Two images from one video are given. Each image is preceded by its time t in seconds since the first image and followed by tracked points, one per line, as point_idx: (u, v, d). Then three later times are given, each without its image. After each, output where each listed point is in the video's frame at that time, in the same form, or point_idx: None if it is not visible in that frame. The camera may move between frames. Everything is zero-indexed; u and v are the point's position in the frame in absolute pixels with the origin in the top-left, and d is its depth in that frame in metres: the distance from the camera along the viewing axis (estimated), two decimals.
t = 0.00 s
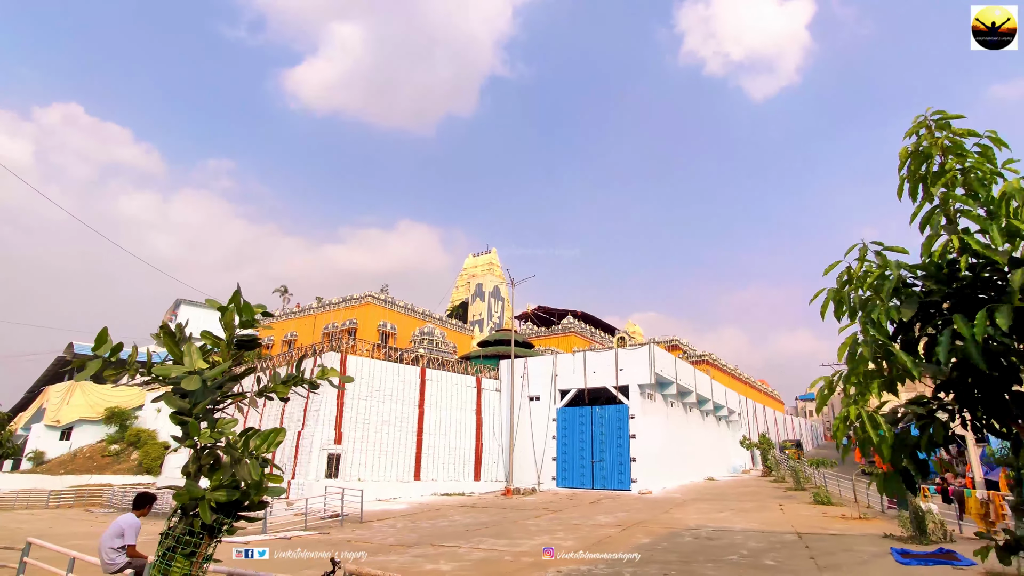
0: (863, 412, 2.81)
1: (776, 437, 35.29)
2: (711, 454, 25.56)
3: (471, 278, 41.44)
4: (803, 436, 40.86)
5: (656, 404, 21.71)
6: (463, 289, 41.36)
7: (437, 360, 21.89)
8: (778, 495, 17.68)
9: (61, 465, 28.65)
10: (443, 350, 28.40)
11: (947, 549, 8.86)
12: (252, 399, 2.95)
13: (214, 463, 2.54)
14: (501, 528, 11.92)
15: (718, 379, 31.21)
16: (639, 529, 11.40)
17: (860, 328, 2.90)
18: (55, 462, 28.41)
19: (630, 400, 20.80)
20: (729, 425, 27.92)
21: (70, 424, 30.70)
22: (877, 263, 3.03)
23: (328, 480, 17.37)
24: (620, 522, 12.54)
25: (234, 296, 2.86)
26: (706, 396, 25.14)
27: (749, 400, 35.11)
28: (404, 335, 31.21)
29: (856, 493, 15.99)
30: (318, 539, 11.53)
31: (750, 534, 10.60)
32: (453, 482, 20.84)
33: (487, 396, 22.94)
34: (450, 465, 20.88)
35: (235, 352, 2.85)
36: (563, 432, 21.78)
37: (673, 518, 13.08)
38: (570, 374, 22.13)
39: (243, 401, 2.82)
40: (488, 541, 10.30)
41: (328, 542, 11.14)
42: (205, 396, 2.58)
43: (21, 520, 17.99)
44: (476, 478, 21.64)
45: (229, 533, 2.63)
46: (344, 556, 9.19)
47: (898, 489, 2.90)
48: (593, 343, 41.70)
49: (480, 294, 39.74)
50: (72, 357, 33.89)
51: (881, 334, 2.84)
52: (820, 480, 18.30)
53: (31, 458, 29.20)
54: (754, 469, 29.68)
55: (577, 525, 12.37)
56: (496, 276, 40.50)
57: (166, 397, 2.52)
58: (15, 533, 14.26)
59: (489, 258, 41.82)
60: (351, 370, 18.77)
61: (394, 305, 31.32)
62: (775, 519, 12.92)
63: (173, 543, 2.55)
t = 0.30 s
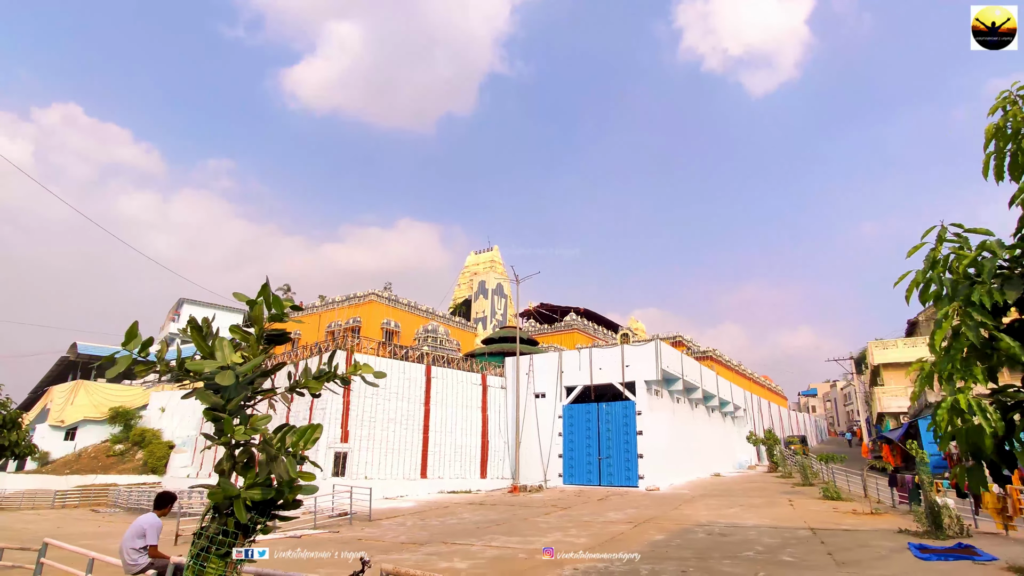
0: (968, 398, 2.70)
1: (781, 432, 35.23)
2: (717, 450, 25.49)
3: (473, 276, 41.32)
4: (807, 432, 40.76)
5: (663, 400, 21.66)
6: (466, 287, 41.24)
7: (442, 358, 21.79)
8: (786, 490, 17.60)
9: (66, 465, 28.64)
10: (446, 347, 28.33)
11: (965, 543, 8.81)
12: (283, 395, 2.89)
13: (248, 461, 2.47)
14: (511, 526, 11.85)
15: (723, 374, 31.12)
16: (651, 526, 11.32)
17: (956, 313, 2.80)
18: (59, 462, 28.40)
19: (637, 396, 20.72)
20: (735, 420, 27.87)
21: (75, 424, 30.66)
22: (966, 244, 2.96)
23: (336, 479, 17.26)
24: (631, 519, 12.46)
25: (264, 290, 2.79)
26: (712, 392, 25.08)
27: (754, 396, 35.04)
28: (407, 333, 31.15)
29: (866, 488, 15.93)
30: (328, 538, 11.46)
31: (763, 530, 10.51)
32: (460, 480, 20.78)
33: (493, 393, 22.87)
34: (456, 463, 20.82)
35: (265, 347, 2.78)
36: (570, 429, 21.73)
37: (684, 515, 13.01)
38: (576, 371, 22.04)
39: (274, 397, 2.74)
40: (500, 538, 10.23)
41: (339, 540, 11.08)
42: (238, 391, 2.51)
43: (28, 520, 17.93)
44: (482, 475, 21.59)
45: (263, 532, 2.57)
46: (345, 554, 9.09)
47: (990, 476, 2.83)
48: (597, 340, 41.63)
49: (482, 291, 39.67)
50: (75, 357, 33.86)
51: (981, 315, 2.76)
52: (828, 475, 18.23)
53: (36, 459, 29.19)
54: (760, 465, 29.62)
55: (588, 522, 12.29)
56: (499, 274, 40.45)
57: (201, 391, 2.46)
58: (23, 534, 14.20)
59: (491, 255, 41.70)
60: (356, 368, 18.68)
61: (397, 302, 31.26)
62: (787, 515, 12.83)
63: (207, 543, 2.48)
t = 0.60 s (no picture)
0: None
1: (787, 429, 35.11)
2: (723, 446, 25.42)
3: (477, 273, 41.15)
4: (812, 428, 40.63)
5: (670, 396, 21.61)
6: (469, 284, 41.07)
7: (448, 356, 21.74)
8: (795, 487, 17.49)
9: (72, 464, 28.68)
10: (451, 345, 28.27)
11: (982, 539, 8.73)
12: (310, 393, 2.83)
13: (278, 459, 2.40)
14: (522, 523, 11.80)
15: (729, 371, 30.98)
16: (663, 523, 11.25)
17: None
18: (66, 462, 28.42)
19: (644, 393, 20.64)
20: (741, 417, 27.77)
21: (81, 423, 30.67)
22: None
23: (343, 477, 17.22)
24: (642, 516, 12.40)
25: (291, 285, 2.73)
26: (718, 388, 24.99)
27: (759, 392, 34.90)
28: (412, 331, 31.10)
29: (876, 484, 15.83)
30: (338, 536, 11.43)
31: (776, 526, 10.45)
32: (466, 477, 20.76)
33: (499, 391, 22.84)
34: (463, 461, 20.79)
35: (291, 343, 2.71)
36: (577, 426, 21.67)
37: (695, 512, 12.94)
38: (582, 368, 21.97)
39: (302, 394, 2.68)
40: (512, 536, 10.18)
41: (349, 539, 11.04)
42: (268, 389, 2.45)
43: (36, 519, 17.96)
44: (489, 473, 21.57)
45: (294, 532, 2.51)
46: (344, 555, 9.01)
47: None
48: (601, 337, 41.53)
49: (486, 288, 39.56)
50: (80, 357, 33.97)
51: None
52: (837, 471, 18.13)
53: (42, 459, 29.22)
54: (766, 461, 29.52)
55: (599, 519, 12.23)
56: (503, 271, 40.32)
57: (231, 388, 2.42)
58: (32, 533, 14.20)
59: (494, 253, 41.51)
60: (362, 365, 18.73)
61: (401, 300, 31.21)
62: (798, 511, 12.76)
63: (236, 544, 2.42)
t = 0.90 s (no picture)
0: None
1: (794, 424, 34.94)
2: (731, 443, 25.29)
3: (481, 271, 40.99)
4: (819, 424, 40.45)
5: (678, 393, 21.51)
6: (474, 282, 40.95)
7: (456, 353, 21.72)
8: (807, 483, 17.39)
9: (80, 464, 28.70)
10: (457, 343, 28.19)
11: (1005, 535, 8.62)
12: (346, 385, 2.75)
13: (319, 453, 2.31)
14: (534, 521, 11.74)
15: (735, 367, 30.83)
16: (677, 520, 11.16)
17: None
18: (74, 461, 28.44)
19: (653, 389, 20.53)
20: (748, 413, 27.65)
21: (88, 423, 30.63)
22: None
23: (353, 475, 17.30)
24: (655, 513, 12.32)
25: (325, 274, 2.66)
26: (726, 385, 24.88)
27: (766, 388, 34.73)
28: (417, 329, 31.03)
29: (888, 479, 15.72)
30: (349, 534, 11.41)
31: (793, 522, 10.36)
32: (475, 475, 20.70)
33: (506, 388, 22.77)
34: (472, 458, 20.73)
35: (327, 334, 2.64)
36: (585, 424, 21.56)
37: (707, 508, 12.86)
38: (590, 365, 21.89)
39: (340, 387, 2.60)
40: (526, 534, 10.11)
41: (362, 536, 11.01)
42: (307, 379, 2.37)
43: (46, 518, 17.99)
44: (497, 471, 21.49)
45: (334, 529, 2.42)
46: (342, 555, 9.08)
47: None
48: (606, 334, 41.45)
49: (491, 286, 39.45)
50: (87, 357, 34.05)
51: None
52: (848, 468, 18.00)
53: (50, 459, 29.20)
54: (773, 457, 29.37)
55: (612, 516, 12.16)
56: (507, 269, 40.23)
57: (269, 378, 2.35)
58: (45, 532, 14.20)
59: (499, 251, 41.39)
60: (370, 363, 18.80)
61: (406, 298, 31.14)
62: (813, 508, 12.66)
63: (275, 541, 2.33)
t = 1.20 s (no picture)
0: None
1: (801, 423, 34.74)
2: (739, 442, 25.18)
3: (486, 270, 40.72)
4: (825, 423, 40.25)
5: (686, 392, 21.38)
6: (478, 281, 40.78)
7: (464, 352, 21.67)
8: (817, 482, 17.25)
9: (86, 462, 28.72)
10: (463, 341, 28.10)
11: None
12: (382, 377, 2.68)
13: (358, 451, 2.22)
14: (546, 520, 11.64)
15: (742, 365, 30.65)
16: (690, 520, 11.05)
17: None
18: (80, 460, 28.44)
19: (661, 388, 20.42)
20: (756, 412, 27.50)
21: (94, 421, 30.49)
22: None
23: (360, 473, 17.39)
24: (667, 512, 12.19)
25: (359, 266, 2.56)
26: (734, 383, 24.72)
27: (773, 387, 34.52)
28: (423, 327, 30.95)
29: (901, 479, 15.58)
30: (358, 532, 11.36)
31: (808, 522, 10.22)
32: (483, 474, 20.59)
33: (513, 386, 22.66)
34: (479, 457, 20.62)
35: (360, 327, 2.54)
36: (593, 423, 21.44)
37: (719, 507, 12.74)
38: (597, 364, 21.78)
39: (377, 383, 2.50)
40: (539, 533, 10.01)
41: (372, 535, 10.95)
42: (344, 373, 2.28)
43: (54, 516, 18.01)
44: (504, 469, 21.35)
45: (372, 530, 2.32)
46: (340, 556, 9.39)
47: None
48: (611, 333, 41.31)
49: (495, 284, 39.31)
50: (92, 355, 34.10)
51: None
52: (859, 467, 17.86)
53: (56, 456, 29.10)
54: (781, 456, 29.20)
55: (623, 515, 12.05)
56: (511, 267, 40.08)
57: (307, 372, 2.26)
58: (53, 530, 14.17)
59: (503, 249, 41.18)
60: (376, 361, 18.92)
61: (412, 296, 31.05)
62: (826, 507, 12.53)
63: (311, 542, 2.25)
